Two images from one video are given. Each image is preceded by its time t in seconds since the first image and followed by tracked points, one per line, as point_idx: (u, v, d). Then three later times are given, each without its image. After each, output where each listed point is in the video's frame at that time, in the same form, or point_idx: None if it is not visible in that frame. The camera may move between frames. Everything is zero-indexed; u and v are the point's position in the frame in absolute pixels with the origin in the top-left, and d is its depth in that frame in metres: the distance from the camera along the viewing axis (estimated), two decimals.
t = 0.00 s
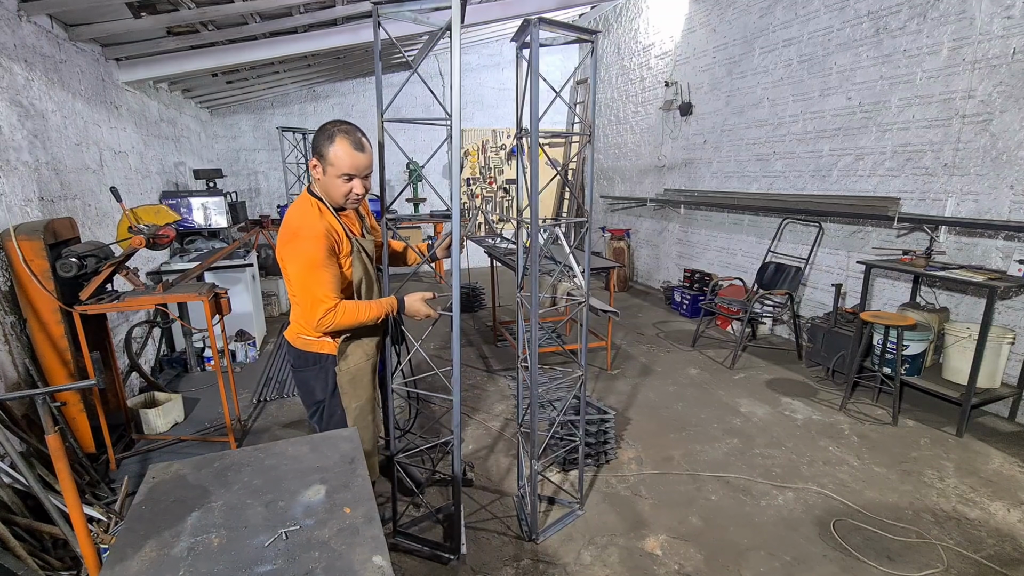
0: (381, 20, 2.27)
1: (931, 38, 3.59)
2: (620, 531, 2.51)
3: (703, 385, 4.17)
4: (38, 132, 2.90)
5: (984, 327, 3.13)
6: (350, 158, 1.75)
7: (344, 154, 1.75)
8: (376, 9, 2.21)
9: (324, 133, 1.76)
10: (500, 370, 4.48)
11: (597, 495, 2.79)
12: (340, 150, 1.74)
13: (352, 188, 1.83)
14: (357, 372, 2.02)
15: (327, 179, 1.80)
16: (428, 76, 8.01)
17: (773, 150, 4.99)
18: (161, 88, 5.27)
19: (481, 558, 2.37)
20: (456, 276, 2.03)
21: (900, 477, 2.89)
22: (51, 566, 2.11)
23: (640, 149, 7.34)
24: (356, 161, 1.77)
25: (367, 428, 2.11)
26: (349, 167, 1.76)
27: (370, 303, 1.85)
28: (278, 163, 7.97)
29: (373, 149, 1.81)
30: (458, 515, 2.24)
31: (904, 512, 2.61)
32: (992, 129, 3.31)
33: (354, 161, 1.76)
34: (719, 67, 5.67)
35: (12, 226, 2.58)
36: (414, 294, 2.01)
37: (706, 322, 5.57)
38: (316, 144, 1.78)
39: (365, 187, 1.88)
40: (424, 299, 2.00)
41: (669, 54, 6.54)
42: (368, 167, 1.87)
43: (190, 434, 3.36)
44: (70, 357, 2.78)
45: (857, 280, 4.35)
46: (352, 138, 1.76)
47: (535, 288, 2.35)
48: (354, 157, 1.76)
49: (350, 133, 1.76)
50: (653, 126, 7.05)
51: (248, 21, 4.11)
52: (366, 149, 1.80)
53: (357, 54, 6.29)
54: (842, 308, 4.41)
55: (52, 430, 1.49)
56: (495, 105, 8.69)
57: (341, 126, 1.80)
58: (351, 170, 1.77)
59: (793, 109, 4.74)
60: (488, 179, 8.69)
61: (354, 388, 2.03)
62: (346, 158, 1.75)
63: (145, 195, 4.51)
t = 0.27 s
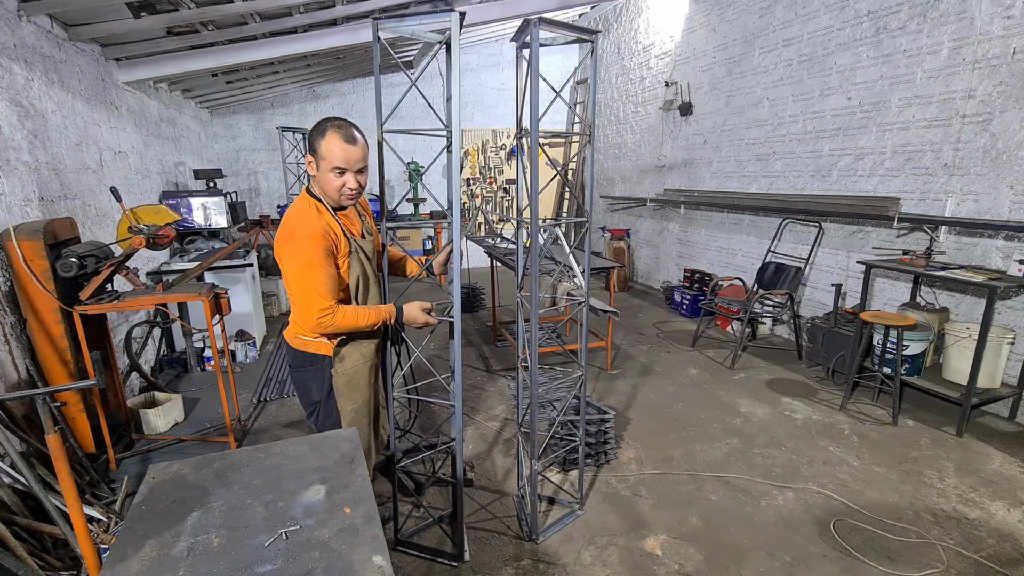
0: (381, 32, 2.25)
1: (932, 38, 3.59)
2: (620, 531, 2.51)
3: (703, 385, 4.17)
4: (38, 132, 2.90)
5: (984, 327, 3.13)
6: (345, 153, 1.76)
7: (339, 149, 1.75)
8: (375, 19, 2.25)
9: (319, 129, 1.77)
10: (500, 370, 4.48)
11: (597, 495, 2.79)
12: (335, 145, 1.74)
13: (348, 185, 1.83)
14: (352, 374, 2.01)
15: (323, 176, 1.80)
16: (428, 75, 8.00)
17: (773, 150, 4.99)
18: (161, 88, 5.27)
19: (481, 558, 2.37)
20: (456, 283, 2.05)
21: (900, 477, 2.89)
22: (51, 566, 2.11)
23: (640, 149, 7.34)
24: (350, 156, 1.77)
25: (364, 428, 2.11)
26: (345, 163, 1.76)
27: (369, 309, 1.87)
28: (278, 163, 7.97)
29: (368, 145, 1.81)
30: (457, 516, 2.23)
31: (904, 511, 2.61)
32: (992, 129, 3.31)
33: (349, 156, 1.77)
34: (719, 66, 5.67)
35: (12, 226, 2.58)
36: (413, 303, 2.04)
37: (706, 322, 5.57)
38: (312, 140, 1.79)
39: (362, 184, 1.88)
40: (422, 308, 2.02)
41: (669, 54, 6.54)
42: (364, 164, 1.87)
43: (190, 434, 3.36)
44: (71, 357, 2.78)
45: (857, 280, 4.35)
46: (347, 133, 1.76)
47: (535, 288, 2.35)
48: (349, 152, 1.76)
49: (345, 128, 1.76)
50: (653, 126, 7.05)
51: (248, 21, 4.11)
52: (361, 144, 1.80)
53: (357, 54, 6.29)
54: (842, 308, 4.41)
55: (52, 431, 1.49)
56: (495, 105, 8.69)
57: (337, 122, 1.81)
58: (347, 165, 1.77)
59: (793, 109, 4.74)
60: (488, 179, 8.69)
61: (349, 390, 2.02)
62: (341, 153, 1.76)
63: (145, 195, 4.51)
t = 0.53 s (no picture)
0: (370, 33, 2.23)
1: (932, 38, 3.59)
2: (620, 531, 2.51)
3: (703, 385, 4.17)
4: (38, 132, 2.90)
5: (984, 327, 3.13)
6: (345, 152, 1.76)
7: (339, 148, 1.75)
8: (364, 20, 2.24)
9: (319, 128, 1.77)
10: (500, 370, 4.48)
11: (597, 495, 2.79)
12: (334, 144, 1.74)
13: (348, 184, 1.83)
14: (352, 374, 2.01)
15: (323, 175, 1.80)
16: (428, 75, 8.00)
17: (773, 150, 4.99)
18: (161, 88, 5.26)
19: (481, 558, 2.37)
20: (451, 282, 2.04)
21: (900, 477, 2.90)
22: (51, 566, 2.11)
23: (640, 149, 7.35)
24: (351, 154, 1.77)
25: (364, 428, 2.11)
26: (345, 161, 1.76)
27: (369, 308, 1.87)
28: (278, 162, 7.97)
29: (367, 143, 1.81)
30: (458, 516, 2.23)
31: (904, 511, 2.61)
32: (992, 129, 3.31)
33: (349, 154, 1.77)
34: (719, 66, 5.67)
35: (12, 226, 2.58)
36: (412, 304, 2.04)
37: (706, 322, 5.57)
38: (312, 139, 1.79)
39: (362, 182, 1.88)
40: (420, 310, 2.02)
41: (669, 54, 6.54)
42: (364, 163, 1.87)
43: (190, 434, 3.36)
44: (70, 357, 2.78)
45: (857, 280, 4.35)
46: (347, 132, 1.76)
47: (536, 288, 2.35)
48: (349, 150, 1.76)
49: (345, 127, 1.76)
50: (653, 126, 7.04)
51: (248, 21, 4.11)
52: (361, 143, 1.80)
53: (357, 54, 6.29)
54: (842, 308, 4.41)
55: (52, 431, 1.50)
56: (495, 105, 8.69)
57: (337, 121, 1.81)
58: (347, 164, 1.77)
59: (793, 109, 4.74)
60: (488, 179, 8.69)
61: (349, 391, 2.01)
62: (341, 152, 1.75)
63: (145, 195, 4.51)
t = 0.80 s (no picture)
0: (363, 27, 2.20)
1: (932, 38, 3.59)
2: (620, 531, 2.51)
3: (703, 385, 4.17)
4: (38, 132, 2.90)
5: (984, 327, 3.13)
6: (341, 151, 1.76)
7: (335, 148, 1.75)
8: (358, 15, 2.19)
9: (315, 128, 1.76)
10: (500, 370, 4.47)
11: (597, 495, 2.79)
12: (330, 144, 1.74)
13: (345, 183, 1.83)
14: (350, 374, 2.00)
15: (320, 176, 1.80)
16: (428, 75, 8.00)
17: (773, 150, 4.99)
18: (161, 88, 5.26)
19: (481, 558, 2.37)
20: (448, 277, 2.05)
21: (900, 477, 2.90)
22: (51, 566, 2.11)
23: (640, 149, 7.35)
24: (347, 153, 1.77)
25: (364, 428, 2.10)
26: (341, 161, 1.76)
27: (369, 308, 1.87)
28: (278, 162, 7.97)
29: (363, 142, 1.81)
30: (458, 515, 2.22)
31: (904, 511, 2.61)
32: (992, 129, 3.31)
33: (345, 154, 1.77)
34: (719, 66, 5.67)
35: (12, 226, 2.58)
36: (412, 301, 2.02)
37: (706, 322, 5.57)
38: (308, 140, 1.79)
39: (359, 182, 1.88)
40: (418, 304, 2.01)
41: (669, 54, 6.54)
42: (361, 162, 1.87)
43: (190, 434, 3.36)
44: (70, 357, 2.78)
45: (857, 280, 4.35)
46: (343, 131, 1.76)
47: (535, 288, 2.35)
48: (345, 150, 1.76)
49: (341, 127, 1.76)
50: (653, 126, 7.04)
51: (248, 21, 4.11)
52: (357, 143, 1.80)
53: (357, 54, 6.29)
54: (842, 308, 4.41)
55: (52, 431, 1.50)
56: (495, 105, 8.69)
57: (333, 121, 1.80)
58: (343, 164, 1.77)
59: (793, 109, 4.74)
60: (488, 179, 8.68)
61: (347, 391, 2.01)
62: (337, 152, 1.75)
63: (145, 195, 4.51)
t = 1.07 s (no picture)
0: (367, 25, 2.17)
1: (931, 38, 3.59)
2: (620, 531, 2.51)
3: (703, 385, 4.17)
4: (38, 132, 2.90)
5: (984, 327, 3.13)
6: (339, 152, 1.75)
7: (333, 148, 1.75)
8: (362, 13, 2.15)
9: (314, 129, 1.76)
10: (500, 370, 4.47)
11: (597, 495, 2.79)
12: (329, 144, 1.74)
13: (344, 183, 1.83)
14: (347, 374, 1.99)
15: (318, 176, 1.80)
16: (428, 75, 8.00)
17: (773, 150, 4.99)
18: (161, 88, 5.26)
19: (481, 558, 2.37)
20: (454, 274, 2.06)
21: (900, 477, 2.90)
22: (51, 566, 2.11)
23: (640, 149, 7.35)
24: (346, 154, 1.77)
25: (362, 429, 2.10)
26: (340, 161, 1.76)
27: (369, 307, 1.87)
28: (278, 162, 7.97)
29: (362, 142, 1.80)
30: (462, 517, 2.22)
31: (904, 511, 2.61)
32: (992, 129, 3.31)
33: (344, 154, 1.76)
34: (719, 66, 5.67)
35: (12, 226, 2.58)
36: (413, 299, 2.02)
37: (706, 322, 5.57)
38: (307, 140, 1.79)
39: (358, 182, 1.88)
40: (421, 302, 2.01)
41: (669, 54, 6.54)
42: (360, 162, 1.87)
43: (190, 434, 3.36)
44: (71, 357, 2.78)
45: (857, 280, 4.35)
46: (341, 131, 1.76)
47: (535, 287, 2.35)
48: (343, 150, 1.75)
49: (340, 127, 1.76)
50: (653, 126, 7.04)
51: (248, 21, 4.11)
52: (356, 143, 1.80)
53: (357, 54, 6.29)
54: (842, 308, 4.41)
55: (52, 431, 1.50)
56: (495, 105, 8.69)
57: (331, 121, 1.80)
58: (342, 164, 1.77)
59: (793, 109, 4.74)
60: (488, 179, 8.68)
61: (345, 392, 2.00)
62: (336, 152, 1.75)
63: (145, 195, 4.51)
